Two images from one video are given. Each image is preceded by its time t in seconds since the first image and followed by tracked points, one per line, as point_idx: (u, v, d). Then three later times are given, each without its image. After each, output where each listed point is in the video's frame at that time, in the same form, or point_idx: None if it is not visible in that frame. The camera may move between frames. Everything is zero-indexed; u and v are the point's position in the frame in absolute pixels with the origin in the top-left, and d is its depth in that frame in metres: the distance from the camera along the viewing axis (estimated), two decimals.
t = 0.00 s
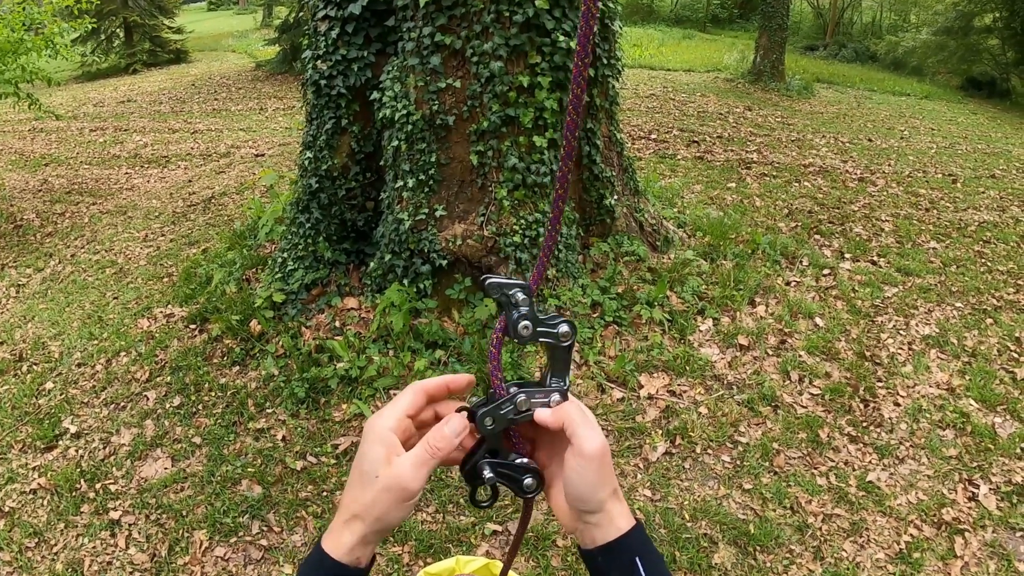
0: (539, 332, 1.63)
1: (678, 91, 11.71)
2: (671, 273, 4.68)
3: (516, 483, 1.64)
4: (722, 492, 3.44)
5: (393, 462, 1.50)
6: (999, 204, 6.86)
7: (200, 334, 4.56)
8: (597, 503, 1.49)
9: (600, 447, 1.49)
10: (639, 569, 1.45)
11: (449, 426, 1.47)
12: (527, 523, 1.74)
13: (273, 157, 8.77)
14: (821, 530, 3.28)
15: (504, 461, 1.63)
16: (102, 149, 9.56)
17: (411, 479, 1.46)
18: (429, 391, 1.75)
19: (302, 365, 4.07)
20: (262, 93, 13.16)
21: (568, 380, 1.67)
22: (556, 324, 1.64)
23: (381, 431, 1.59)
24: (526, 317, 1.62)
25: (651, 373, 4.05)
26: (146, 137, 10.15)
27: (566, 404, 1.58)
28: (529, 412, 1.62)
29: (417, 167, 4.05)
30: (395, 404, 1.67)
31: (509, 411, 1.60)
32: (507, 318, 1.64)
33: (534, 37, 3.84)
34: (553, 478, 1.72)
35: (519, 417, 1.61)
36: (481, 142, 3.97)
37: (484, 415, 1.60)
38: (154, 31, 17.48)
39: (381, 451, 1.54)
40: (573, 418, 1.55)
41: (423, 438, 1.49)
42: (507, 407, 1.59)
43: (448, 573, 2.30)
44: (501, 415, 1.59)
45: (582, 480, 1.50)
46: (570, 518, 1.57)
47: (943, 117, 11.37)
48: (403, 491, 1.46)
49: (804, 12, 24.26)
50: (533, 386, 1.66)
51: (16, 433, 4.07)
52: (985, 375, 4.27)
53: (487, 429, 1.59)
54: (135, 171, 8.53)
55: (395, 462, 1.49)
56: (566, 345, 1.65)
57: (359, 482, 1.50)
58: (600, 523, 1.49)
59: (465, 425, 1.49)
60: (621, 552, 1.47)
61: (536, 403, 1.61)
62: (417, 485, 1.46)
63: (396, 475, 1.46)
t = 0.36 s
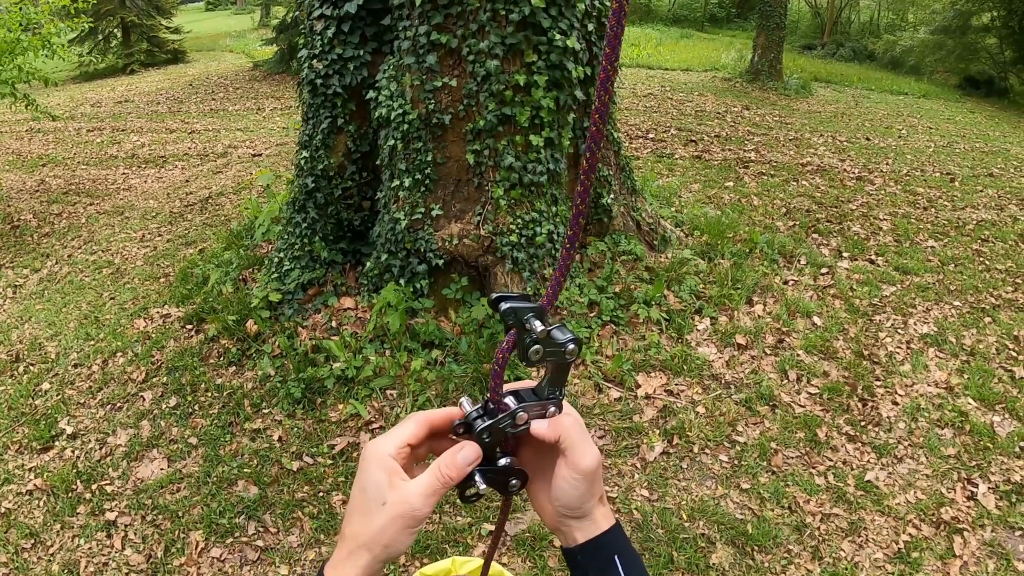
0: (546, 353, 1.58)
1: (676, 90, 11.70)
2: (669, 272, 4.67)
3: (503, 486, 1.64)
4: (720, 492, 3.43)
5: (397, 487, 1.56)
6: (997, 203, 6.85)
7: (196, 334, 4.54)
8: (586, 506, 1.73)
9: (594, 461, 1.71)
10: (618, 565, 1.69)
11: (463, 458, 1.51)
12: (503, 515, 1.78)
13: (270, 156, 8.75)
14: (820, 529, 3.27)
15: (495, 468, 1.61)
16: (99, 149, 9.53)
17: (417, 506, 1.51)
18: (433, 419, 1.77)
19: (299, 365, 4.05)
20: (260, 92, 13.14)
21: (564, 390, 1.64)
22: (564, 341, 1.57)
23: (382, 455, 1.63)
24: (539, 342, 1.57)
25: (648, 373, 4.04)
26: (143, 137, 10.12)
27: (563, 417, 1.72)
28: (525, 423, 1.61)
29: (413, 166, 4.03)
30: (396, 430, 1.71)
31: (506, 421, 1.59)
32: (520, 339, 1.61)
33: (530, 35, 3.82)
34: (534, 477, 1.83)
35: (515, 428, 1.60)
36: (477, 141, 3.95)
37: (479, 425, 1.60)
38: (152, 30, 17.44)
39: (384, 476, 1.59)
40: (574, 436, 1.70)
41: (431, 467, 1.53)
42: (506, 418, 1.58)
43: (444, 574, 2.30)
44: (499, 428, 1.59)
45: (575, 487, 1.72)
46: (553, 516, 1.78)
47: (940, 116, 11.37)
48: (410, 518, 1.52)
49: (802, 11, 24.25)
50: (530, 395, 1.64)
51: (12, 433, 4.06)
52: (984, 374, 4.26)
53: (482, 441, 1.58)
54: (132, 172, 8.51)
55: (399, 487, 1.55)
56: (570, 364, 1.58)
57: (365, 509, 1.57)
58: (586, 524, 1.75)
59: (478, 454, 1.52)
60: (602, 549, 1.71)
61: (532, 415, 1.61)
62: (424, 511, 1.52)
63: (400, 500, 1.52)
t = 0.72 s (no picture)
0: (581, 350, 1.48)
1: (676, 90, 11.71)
2: (668, 272, 4.68)
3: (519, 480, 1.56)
4: (719, 491, 3.44)
5: (413, 499, 1.48)
6: (997, 203, 6.85)
7: (197, 333, 4.55)
8: (593, 492, 1.74)
9: (612, 449, 1.74)
10: (613, 552, 1.68)
11: (478, 466, 1.44)
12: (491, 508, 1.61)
13: (271, 156, 8.76)
14: (818, 528, 3.28)
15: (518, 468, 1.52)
16: (100, 148, 9.55)
17: (436, 520, 1.44)
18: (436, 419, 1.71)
19: (299, 364, 4.06)
20: (261, 92, 13.16)
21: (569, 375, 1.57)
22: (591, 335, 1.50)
23: (393, 467, 1.54)
24: (578, 342, 1.45)
25: (647, 372, 4.05)
26: (144, 136, 10.13)
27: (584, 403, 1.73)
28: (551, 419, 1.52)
29: (413, 165, 4.05)
30: (402, 438, 1.61)
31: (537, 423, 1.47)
32: (558, 339, 1.44)
33: (530, 35, 3.82)
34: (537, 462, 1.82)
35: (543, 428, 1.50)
36: (477, 140, 3.96)
37: (514, 433, 1.44)
38: (152, 29, 17.46)
39: (398, 490, 1.51)
40: (595, 421, 1.72)
41: (445, 477, 1.46)
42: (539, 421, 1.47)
43: (443, 572, 2.31)
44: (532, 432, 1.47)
45: (588, 474, 1.73)
46: (554, 500, 1.77)
47: (940, 116, 11.37)
48: (429, 531, 1.45)
49: (802, 10, 24.25)
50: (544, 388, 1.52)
51: (13, 432, 4.07)
52: (983, 374, 4.27)
53: (517, 448, 1.46)
54: (132, 171, 8.52)
55: (414, 500, 1.47)
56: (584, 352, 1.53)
57: (381, 523, 1.49)
58: (586, 508, 1.74)
59: (493, 460, 1.46)
60: (598, 534, 1.71)
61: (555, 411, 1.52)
62: (443, 524, 1.45)
63: (416, 514, 1.45)
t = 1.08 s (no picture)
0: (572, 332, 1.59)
1: (679, 90, 11.71)
2: (669, 271, 4.69)
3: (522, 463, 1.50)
4: (719, 489, 3.45)
5: (421, 503, 1.40)
6: (999, 204, 6.85)
7: (200, 331, 4.57)
8: (592, 470, 1.75)
9: (610, 425, 1.76)
10: (609, 530, 1.69)
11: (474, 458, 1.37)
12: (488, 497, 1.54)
13: (274, 155, 8.78)
14: (818, 527, 3.29)
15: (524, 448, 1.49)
16: (104, 147, 9.58)
17: (445, 519, 1.36)
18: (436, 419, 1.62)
19: (301, 362, 4.08)
20: (265, 91, 13.20)
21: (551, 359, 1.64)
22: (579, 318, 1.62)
23: (398, 472, 1.46)
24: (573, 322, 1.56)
25: (648, 371, 4.06)
26: (147, 135, 10.16)
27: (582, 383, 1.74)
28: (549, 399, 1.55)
29: (415, 165, 4.07)
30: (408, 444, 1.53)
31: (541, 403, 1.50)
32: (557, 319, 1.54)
33: (532, 35, 3.84)
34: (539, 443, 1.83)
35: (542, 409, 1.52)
36: (479, 140, 3.98)
37: (525, 415, 1.46)
38: (156, 29, 17.52)
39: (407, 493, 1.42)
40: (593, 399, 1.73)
41: (449, 475, 1.38)
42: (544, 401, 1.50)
43: (445, 568, 2.32)
44: (539, 412, 1.49)
45: (589, 451, 1.75)
46: (553, 479, 1.78)
47: (943, 117, 11.37)
48: (440, 531, 1.37)
49: (806, 11, 24.24)
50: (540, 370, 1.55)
51: (17, 429, 4.09)
52: (984, 374, 4.27)
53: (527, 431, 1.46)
54: (136, 170, 8.54)
55: (425, 504, 1.39)
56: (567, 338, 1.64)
57: (393, 531, 1.41)
58: (585, 488, 1.75)
59: (487, 450, 1.40)
60: (595, 513, 1.71)
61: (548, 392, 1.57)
62: (454, 523, 1.37)
63: (430, 516, 1.37)
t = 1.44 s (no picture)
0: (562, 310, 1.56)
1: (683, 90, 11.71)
2: (673, 271, 4.69)
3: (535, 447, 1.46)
4: (723, 489, 3.45)
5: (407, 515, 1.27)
6: (1004, 205, 6.84)
7: (204, 329, 4.58)
8: (591, 448, 1.74)
9: (605, 401, 1.76)
10: (608, 507, 1.68)
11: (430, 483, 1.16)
12: (493, 466, 1.57)
13: (278, 153, 8.80)
14: (821, 528, 3.28)
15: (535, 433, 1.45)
16: (108, 145, 9.60)
17: (436, 534, 1.24)
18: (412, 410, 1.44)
19: (305, 360, 4.09)
20: (269, 90, 13.23)
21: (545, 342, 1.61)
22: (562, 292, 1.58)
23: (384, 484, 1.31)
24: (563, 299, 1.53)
25: (652, 370, 4.07)
26: (152, 134, 10.18)
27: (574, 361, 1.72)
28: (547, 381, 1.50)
29: (420, 163, 4.07)
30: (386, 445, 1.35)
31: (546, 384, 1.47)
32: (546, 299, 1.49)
33: (537, 34, 3.84)
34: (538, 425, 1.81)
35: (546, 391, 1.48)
36: (484, 139, 3.98)
37: (536, 401, 1.41)
38: (161, 27, 17.57)
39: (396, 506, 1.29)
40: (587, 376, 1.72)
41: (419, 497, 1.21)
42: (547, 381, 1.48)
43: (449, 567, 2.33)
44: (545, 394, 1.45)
45: (588, 428, 1.74)
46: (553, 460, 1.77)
47: (948, 118, 11.35)
48: (436, 544, 1.26)
49: (810, 11, 24.21)
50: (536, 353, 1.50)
51: (21, 425, 4.10)
52: (988, 376, 4.26)
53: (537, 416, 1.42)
54: (140, 168, 8.56)
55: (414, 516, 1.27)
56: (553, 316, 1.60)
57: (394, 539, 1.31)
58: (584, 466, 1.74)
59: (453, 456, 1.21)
60: (594, 491, 1.70)
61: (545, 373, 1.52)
62: (444, 534, 1.25)
63: (421, 535, 1.25)
